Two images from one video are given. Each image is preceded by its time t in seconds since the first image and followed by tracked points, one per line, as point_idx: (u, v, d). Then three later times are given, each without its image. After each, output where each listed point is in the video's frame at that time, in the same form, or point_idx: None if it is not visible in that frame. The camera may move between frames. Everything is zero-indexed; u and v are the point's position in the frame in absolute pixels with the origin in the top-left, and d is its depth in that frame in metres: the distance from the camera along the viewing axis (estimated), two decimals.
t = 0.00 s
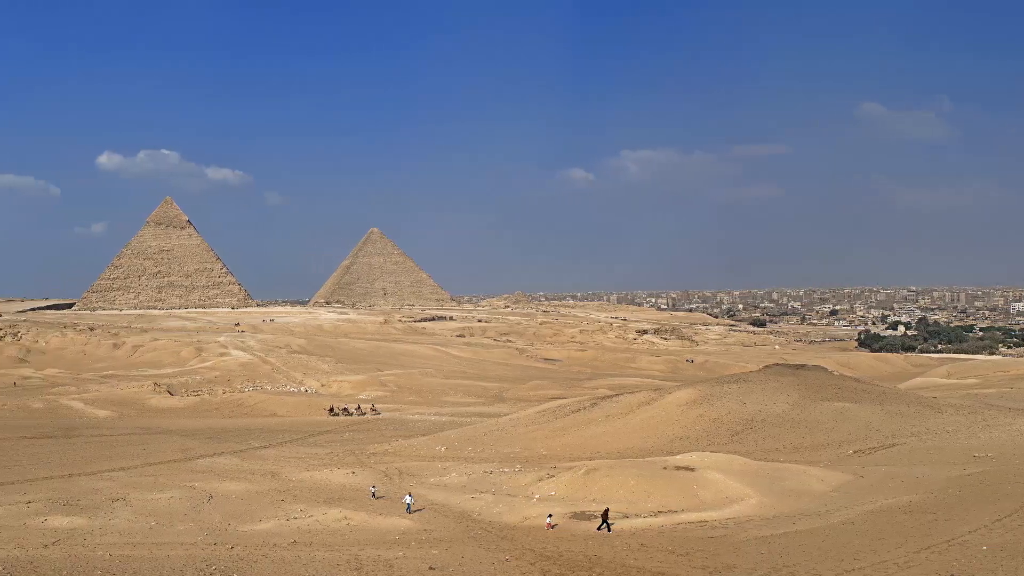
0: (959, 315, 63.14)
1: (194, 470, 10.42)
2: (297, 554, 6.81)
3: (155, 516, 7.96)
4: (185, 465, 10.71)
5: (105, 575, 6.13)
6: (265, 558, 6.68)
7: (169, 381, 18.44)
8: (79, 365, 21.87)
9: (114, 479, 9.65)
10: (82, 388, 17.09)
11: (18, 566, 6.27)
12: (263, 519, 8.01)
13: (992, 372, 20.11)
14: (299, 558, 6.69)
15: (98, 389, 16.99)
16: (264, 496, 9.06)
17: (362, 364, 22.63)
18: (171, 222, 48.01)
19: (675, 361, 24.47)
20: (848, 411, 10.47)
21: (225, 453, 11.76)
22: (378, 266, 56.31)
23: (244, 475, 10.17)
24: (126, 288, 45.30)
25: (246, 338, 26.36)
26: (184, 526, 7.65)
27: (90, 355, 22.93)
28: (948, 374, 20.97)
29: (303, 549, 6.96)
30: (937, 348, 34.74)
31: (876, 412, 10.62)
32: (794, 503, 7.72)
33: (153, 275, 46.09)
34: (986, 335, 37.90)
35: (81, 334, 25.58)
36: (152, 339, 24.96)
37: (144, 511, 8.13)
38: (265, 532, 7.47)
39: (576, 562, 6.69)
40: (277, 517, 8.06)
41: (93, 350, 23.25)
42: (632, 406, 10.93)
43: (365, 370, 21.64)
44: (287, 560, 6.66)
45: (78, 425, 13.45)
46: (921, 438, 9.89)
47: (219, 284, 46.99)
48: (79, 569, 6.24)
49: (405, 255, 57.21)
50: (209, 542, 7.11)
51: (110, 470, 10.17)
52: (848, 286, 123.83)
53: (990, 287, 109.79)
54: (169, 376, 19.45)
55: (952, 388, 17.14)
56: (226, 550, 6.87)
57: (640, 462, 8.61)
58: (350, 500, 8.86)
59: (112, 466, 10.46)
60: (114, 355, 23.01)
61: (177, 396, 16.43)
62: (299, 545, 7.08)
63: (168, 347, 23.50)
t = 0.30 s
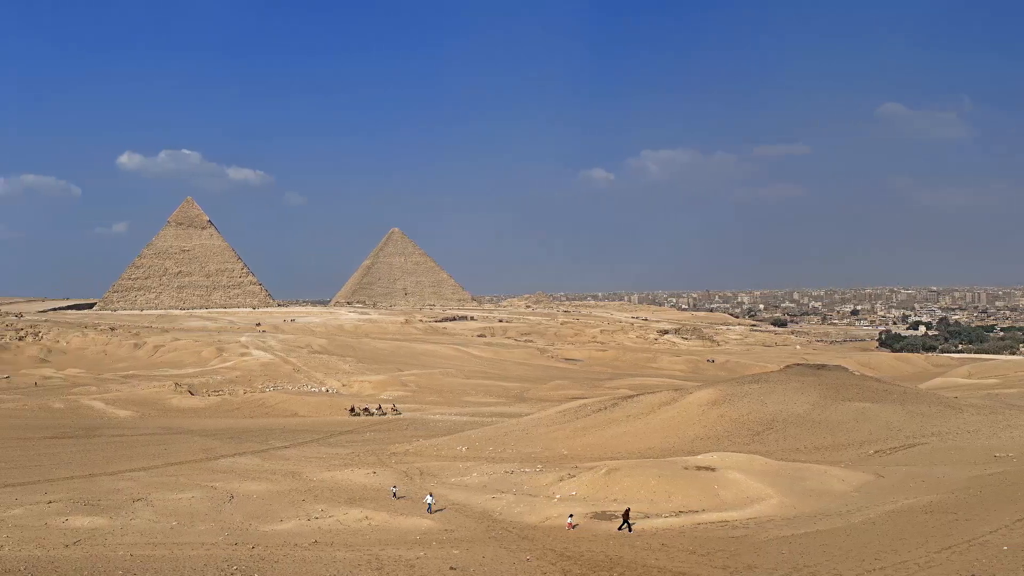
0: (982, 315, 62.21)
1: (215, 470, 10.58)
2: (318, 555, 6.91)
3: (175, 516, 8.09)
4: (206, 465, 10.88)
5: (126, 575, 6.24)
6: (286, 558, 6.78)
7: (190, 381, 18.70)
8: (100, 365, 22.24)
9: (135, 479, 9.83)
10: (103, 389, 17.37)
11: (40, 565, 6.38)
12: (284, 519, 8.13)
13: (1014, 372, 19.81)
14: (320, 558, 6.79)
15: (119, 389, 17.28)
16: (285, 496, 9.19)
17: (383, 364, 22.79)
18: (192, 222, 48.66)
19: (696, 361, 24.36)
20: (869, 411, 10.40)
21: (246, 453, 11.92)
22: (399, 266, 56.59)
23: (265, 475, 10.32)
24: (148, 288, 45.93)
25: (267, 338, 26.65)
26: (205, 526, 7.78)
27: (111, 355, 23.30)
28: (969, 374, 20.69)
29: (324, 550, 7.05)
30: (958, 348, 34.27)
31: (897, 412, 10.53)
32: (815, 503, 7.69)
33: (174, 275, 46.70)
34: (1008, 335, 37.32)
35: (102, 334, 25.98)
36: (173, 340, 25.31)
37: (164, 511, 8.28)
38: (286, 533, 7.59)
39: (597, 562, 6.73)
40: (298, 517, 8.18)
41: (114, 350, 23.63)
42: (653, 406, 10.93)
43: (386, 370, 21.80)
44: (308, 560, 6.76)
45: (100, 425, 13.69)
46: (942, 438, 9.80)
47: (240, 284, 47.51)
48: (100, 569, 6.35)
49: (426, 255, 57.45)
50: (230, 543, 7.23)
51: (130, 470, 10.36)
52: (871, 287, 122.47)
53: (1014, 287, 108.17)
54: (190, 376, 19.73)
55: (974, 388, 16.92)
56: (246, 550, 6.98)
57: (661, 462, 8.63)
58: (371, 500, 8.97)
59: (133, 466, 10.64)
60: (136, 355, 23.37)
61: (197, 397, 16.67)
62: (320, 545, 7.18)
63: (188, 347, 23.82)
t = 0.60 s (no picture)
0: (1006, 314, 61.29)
1: (236, 470, 10.75)
2: (339, 555, 7.00)
3: (196, 516, 8.23)
4: (226, 465, 11.04)
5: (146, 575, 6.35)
6: (307, 559, 6.88)
7: (211, 381, 18.96)
8: (120, 365, 22.60)
9: (155, 479, 10.01)
10: (124, 389, 17.65)
11: (61, 565, 6.48)
12: (305, 519, 8.25)
13: None
14: (341, 558, 6.89)
15: (139, 389, 17.56)
16: (305, 496, 9.31)
17: (405, 364, 22.93)
18: (212, 222, 49.31)
19: (717, 361, 24.24)
20: (890, 411, 10.32)
21: (267, 453, 12.08)
22: (420, 266, 56.85)
23: (286, 475, 10.46)
24: (169, 289, 46.55)
25: (288, 338, 26.92)
26: (225, 526, 7.91)
27: (132, 355, 23.67)
28: (990, 373, 20.41)
29: (345, 550, 7.15)
30: (978, 348, 33.81)
31: (918, 412, 10.44)
32: (836, 503, 7.66)
33: (195, 275, 47.29)
34: None
35: (123, 334, 26.38)
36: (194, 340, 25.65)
37: (185, 511, 8.42)
38: (307, 533, 7.70)
39: (618, 562, 6.76)
40: (319, 517, 8.30)
41: (135, 350, 24.01)
42: (673, 406, 10.93)
43: (407, 369, 21.94)
44: (329, 560, 6.85)
45: (121, 425, 13.93)
46: (962, 438, 9.71)
47: (261, 284, 48.01)
48: (121, 569, 6.47)
49: (447, 255, 57.66)
50: (250, 543, 7.34)
51: (151, 470, 10.54)
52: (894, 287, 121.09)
53: None
54: (211, 375, 20.00)
55: (995, 387, 16.69)
56: (267, 550, 7.09)
57: (682, 462, 8.64)
58: (392, 500, 9.06)
59: (153, 467, 10.83)
60: (156, 355, 23.71)
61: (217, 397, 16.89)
62: (341, 546, 7.28)
63: (209, 347, 24.14)
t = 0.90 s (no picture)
0: None
1: (261, 470, 10.92)
2: (364, 555, 7.10)
3: (220, 516, 8.39)
4: (251, 465, 11.23)
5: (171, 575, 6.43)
6: (331, 558, 6.99)
7: (236, 381, 19.25)
8: (145, 365, 22.96)
9: (181, 479, 10.20)
10: (149, 389, 17.95)
11: (86, 565, 6.57)
12: (329, 519, 8.38)
13: None
14: (366, 558, 6.98)
15: (164, 389, 17.89)
16: (330, 496, 9.45)
17: (429, 364, 23.09)
18: (237, 222, 50.01)
19: (741, 361, 24.10)
20: (915, 411, 10.23)
21: (291, 453, 12.26)
22: (444, 266, 57.10)
23: (311, 476, 10.62)
24: (195, 289, 47.21)
25: (313, 339, 27.21)
26: (250, 526, 8.05)
27: (157, 355, 24.09)
28: (1016, 373, 20.08)
29: (369, 549, 7.25)
30: (1005, 348, 33.23)
31: (943, 412, 10.34)
32: (860, 503, 7.63)
33: (220, 275, 47.95)
34: None
35: (148, 334, 26.84)
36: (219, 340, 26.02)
37: (210, 511, 8.58)
38: (331, 533, 7.82)
39: (642, 562, 6.79)
40: (344, 517, 8.43)
41: (159, 350, 24.43)
42: (697, 406, 10.92)
43: (431, 369, 22.09)
44: (354, 560, 6.95)
45: (146, 425, 14.18)
46: (988, 438, 9.61)
47: (285, 284, 48.52)
48: (146, 569, 6.55)
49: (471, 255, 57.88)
50: (275, 543, 7.47)
51: (176, 470, 10.74)
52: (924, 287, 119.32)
53: None
54: (235, 375, 20.30)
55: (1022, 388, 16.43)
56: (291, 550, 7.21)
57: (705, 463, 8.64)
58: (416, 500, 9.17)
59: (178, 466, 11.03)
60: (181, 355, 24.09)
61: (242, 397, 17.14)
62: (366, 545, 7.38)
63: (233, 347, 24.50)
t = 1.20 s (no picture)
0: None
1: (282, 470, 11.08)
2: (384, 554, 7.19)
3: (241, 516, 8.53)
4: (273, 465, 11.39)
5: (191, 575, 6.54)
6: (352, 558, 7.08)
7: (257, 381, 19.49)
8: (166, 365, 23.31)
9: (202, 479, 10.37)
10: (169, 389, 18.23)
11: (107, 565, 6.71)
12: (350, 519, 8.49)
13: None
14: (387, 558, 7.07)
15: (184, 389, 18.16)
16: (351, 496, 9.58)
17: (449, 364, 23.21)
18: (257, 222, 50.58)
19: (762, 361, 23.96)
20: (935, 411, 10.15)
21: (312, 453, 12.42)
22: (465, 265, 57.26)
23: (332, 475, 10.75)
24: (216, 289, 47.80)
25: (334, 338, 27.46)
26: (271, 526, 8.18)
27: (178, 355, 24.44)
28: None
29: (390, 549, 7.34)
30: None
31: (964, 412, 10.25)
32: (881, 503, 7.60)
33: (241, 275, 48.49)
34: None
35: (168, 334, 27.24)
36: (240, 340, 26.34)
37: (230, 511, 8.73)
38: (352, 533, 7.92)
39: (663, 562, 6.82)
40: (365, 517, 8.54)
41: (180, 350, 24.79)
42: (718, 406, 10.90)
43: (452, 369, 22.20)
44: (374, 560, 7.04)
45: (166, 425, 14.40)
46: (1010, 439, 9.52)
47: (306, 284, 48.94)
48: (166, 569, 6.67)
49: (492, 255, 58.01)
50: (296, 543, 7.59)
51: (197, 470, 10.91)
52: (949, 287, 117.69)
53: None
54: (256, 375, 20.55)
55: None
56: (312, 550, 7.31)
57: (727, 462, 8.64)
58: (437, 500, 9.26)
59: (199, 466, 11.20)
60: (202, 355, 24.43)
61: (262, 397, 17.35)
62: (386, 545, 7.48)
63: (254, 347, 24.80)
